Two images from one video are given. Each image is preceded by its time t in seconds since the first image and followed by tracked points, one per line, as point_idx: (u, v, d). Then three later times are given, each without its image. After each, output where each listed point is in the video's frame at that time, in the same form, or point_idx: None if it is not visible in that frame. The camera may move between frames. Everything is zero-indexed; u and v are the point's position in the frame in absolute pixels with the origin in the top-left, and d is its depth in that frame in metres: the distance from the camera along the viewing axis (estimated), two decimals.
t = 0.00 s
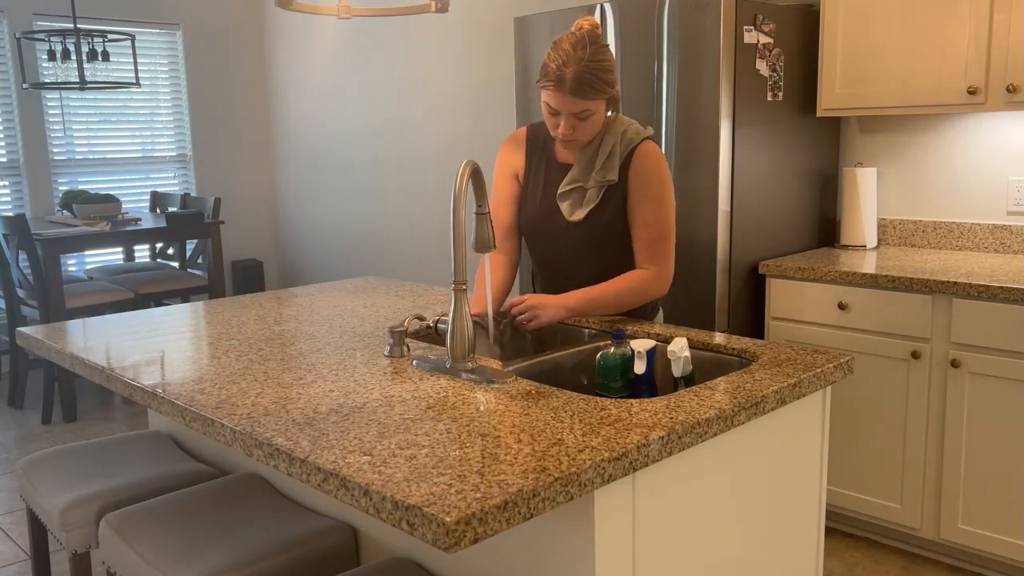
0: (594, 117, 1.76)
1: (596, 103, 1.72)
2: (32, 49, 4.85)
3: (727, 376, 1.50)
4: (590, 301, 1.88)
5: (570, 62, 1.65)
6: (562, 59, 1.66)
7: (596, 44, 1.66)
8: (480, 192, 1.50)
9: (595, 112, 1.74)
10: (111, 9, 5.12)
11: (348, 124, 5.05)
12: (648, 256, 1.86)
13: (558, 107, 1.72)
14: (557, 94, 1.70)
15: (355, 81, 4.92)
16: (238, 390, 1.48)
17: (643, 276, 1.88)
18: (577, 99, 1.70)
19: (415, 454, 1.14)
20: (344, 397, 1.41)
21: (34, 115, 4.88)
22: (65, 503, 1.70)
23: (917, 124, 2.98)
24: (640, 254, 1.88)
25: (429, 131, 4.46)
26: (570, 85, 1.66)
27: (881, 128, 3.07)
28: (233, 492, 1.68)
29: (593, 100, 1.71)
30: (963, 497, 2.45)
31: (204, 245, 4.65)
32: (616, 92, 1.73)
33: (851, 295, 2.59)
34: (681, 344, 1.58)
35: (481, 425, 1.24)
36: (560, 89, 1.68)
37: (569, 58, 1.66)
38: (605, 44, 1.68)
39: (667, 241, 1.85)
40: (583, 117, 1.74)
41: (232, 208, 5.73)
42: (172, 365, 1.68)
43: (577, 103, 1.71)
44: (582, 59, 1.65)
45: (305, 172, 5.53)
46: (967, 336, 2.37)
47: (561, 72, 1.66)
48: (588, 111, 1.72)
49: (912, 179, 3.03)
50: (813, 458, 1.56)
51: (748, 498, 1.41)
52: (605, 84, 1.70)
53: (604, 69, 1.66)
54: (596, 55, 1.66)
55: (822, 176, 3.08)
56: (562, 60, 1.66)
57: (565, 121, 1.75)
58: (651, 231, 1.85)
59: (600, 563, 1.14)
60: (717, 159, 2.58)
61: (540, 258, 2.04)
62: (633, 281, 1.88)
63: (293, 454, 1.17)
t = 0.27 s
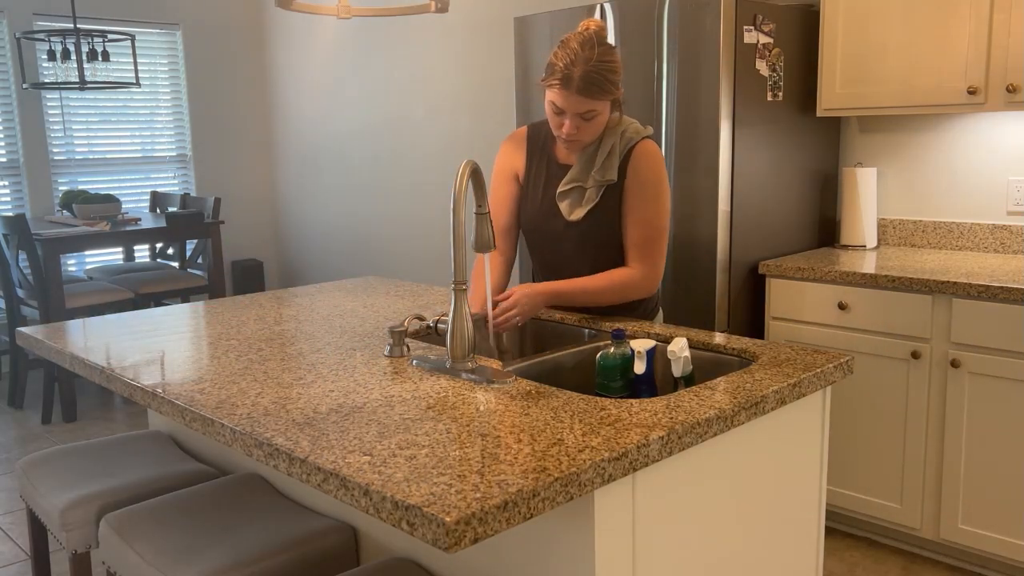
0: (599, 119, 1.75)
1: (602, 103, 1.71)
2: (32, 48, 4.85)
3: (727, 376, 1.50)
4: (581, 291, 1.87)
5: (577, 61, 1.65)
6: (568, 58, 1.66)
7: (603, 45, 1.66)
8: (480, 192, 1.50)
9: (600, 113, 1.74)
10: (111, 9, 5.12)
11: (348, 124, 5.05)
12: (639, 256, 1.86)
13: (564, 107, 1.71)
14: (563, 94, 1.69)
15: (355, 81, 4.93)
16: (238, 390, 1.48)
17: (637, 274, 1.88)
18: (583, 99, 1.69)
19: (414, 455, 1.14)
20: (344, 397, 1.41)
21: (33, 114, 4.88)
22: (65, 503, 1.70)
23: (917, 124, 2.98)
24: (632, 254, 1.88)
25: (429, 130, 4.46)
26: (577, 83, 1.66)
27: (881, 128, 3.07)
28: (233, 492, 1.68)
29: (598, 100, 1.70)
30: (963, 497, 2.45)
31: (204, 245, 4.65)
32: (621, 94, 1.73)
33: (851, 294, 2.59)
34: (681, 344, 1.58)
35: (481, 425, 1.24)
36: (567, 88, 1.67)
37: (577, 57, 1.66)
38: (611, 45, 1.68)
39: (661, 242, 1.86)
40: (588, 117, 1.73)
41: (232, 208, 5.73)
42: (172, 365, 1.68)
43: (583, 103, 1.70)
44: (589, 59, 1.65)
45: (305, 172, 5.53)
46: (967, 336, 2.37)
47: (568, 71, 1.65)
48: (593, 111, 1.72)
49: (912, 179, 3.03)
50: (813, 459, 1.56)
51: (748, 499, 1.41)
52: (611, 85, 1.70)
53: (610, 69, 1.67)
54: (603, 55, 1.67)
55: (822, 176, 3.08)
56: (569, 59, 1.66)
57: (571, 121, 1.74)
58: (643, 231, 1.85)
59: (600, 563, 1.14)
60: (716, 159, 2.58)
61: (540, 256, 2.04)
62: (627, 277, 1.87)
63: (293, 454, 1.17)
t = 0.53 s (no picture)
0: (601, 116, 1.76)
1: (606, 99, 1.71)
2: (32, 48, 4.85)
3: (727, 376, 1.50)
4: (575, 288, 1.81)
5: (581, 58, 1.65)
6: (575, 54, 1.66)
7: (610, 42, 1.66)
8: (480, 192, 1.50)
9: (603, 111, 1.74)
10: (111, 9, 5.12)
11: (348, 124, 5.05)
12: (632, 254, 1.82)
13: (568, 101, 1.71)
14: (568, 89, 1.70)
15: (355, 81, 4.93)
16: (238, 390, 1.48)
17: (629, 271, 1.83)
18: (588, 95, 1.69)
19: (414, 454, 1.14)
20: (344, 397, 1.41)
21: (33, 114, 4.88)
22: (65, 503, 1.70)
23: (917, 124, 2.98)
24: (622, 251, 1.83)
25: (429, 130, 4.46)
26: (582, 79, 1.66)
27: (881, 128, 3.07)
28: (233, 492, 1.68)
29: (602, 97, 1.70)
30: (963, 497, 2.45)
31: (204, 245, 4.65)
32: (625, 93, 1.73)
33: (851, 294, 2.59)
34: (681, 344, 1.58)
35: (481, 425, 1.24)
36: (571, 83, 1.68)
37: (583, 53, 1.65)
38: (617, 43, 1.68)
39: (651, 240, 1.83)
40: (591, 113, 1.73)
41: (232, 207, 5.74)
42: (172, 366, 1.68)
43: (586, 99, 1.70)
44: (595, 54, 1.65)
45: (305, 172, 5.53)
46: (968, 336, 2.37)
47: (574, 67, 1.65)
48: (596, 108, 1.72)
49: (912, 179, 3.03)
50: (813, 459, 1.56)
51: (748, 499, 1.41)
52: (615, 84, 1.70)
53: (615, 66, 1.66)
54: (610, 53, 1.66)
55: (822, 175, 3.08)
56: (575, 55, 1.66)
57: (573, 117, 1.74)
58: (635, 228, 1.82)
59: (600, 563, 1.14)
60: (716, 159, 2.58)
61: (538, 256, 2.04)
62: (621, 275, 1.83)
63: (293, 455, 1.17)
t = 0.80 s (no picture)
0: (599, 112, 1.74)
1: (603, 93, 1.70)
2: (32, 49, 4.85)
3: (727, 376, 1.50)
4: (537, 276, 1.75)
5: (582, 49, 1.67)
6: (576, 47, 1.68)
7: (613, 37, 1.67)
8: (480, 192, 1.50)
9: (600, 107, 1.73)
10: (111, 10, 5.12)
11: (348, 124, 5.05)
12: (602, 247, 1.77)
13: (565, 93, 1.71)
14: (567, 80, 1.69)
15: (355, 81, 4.93)
16: (238, 390, 1.48)
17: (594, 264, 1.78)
18: (587, 86, 1.69)
19: (414, 455, 1.14)
20: (345, 397, 1.42)
21: (33, 114, 4.88)
22: (65, 503, 1.70)
23: (917, 124, 2.98)
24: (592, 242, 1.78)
25: (429, 130, 4.46)
26: (581, 69, 1.66)
27: (881, 128, 3.07)
28: (233, 492, 1.68)
29: (600, 90, 1.69)
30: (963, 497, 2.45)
31: (204, 245, 4.65)
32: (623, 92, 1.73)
33: (851, 294, 2.59)
34: (681, 344, 1.58)
35: (481, 425, 1.24)
36: (570, 74, 1.68)
37: (582, 46, 1.67)
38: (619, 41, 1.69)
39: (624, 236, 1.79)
40: (587, 105, 1.72)
41: (232, 208, 5.74)
42: (172, 365, 1.68)
43: (583, 90, 1.69)
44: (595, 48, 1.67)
45: (305, 172, 5.53)
46: (968, 336, 2.37)
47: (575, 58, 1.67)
48: (593, 100, 1.71)
49: (912, 179, 3.03)
50: (813, 459, 1.56)
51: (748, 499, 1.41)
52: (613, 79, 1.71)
53: (615, 60, 1.67)
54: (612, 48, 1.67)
55: (822, 175, 3.08)
56: (575, 47, 1.68)
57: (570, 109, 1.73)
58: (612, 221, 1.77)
59: (600, 563, 1.14)
60: (717, 159, 2.58)
61: (535, 257, 2.06)
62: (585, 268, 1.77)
63: (293, 454, 1.17)
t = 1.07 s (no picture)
0: (597, 97, 1.84)
1: (600, 73, 1.82)
2: (32, 49, 4.85)
3: (727, 376, 1.50)
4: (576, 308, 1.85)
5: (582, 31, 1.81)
6: (578, 29, 1.82)
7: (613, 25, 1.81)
8: (480, 192, 1.50)
9: (599, 89, 1.84)
10: (110, 10, 5.12)
11: (348, 124, 5.05)
12: (632, 255, 1.85)
13: (564, 72, 1.83)
14: (567, 59, 1.82)
15: (355, 81, 4.93)
16: (238, 390, 1.48)
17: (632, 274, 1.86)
18: (585, 64, 1.81)
19: (414, 455, 1.14)
20: (344, 397, 1.41)
21: (33, 114, 4.88)
22: (65, 503, 1.70)
23: (917, 124, 2.98)
24: (622, 253, 1.86)
25: (429, 129, 4.46)
26: (579, 45, 1.80)
27: (881, 128, 3.07)
28: (233, 492, 1.68)
29: (598, 69, 1.81)
30: (963, 497, 2.45)
31: (204, 245, 4.65)
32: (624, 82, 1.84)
33: (851, 294, 2.59)
34: (681, 344, 1.58)
35: (481, 425, 1.24)
36: (569, 51, 1.82)
37: (582, 29, 1.82)
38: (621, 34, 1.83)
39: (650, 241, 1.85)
40: (585, 84, 1.82)
41: (232, 208, 5.73)
42: (172, 366, 1.68)
43: (580, 69, 1.82)
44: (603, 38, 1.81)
45: (305, 172, 5.53)
46: (968, 336, 2.37)
47: (575, 37, 1.81)
48: (591, 77, 1.82)
49: (911, 179, 3.03)
50: (813, 459, 1.56)
51: (748, 499, 1.41)
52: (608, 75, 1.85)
53: (613, 42, 1.80)
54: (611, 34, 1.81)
55: (822, 175, 3.08)
56: (577, 30, 1.82)
57: (569, 89, 1.84)
58: (638, 228, 1.84)
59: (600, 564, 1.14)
60: (716, 159, 2.58)
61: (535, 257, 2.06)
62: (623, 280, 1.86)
63: (293, 455, 1.17)
